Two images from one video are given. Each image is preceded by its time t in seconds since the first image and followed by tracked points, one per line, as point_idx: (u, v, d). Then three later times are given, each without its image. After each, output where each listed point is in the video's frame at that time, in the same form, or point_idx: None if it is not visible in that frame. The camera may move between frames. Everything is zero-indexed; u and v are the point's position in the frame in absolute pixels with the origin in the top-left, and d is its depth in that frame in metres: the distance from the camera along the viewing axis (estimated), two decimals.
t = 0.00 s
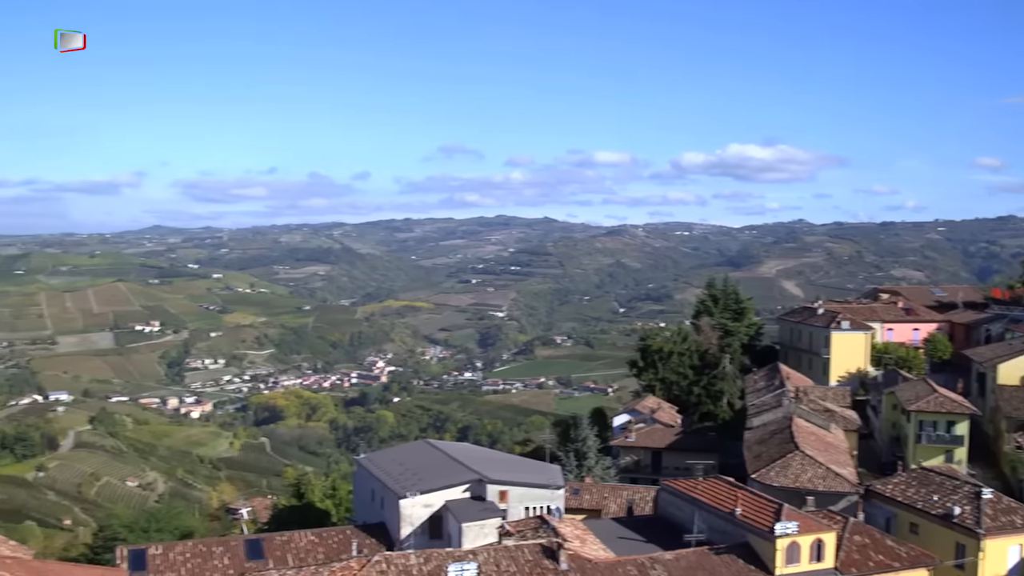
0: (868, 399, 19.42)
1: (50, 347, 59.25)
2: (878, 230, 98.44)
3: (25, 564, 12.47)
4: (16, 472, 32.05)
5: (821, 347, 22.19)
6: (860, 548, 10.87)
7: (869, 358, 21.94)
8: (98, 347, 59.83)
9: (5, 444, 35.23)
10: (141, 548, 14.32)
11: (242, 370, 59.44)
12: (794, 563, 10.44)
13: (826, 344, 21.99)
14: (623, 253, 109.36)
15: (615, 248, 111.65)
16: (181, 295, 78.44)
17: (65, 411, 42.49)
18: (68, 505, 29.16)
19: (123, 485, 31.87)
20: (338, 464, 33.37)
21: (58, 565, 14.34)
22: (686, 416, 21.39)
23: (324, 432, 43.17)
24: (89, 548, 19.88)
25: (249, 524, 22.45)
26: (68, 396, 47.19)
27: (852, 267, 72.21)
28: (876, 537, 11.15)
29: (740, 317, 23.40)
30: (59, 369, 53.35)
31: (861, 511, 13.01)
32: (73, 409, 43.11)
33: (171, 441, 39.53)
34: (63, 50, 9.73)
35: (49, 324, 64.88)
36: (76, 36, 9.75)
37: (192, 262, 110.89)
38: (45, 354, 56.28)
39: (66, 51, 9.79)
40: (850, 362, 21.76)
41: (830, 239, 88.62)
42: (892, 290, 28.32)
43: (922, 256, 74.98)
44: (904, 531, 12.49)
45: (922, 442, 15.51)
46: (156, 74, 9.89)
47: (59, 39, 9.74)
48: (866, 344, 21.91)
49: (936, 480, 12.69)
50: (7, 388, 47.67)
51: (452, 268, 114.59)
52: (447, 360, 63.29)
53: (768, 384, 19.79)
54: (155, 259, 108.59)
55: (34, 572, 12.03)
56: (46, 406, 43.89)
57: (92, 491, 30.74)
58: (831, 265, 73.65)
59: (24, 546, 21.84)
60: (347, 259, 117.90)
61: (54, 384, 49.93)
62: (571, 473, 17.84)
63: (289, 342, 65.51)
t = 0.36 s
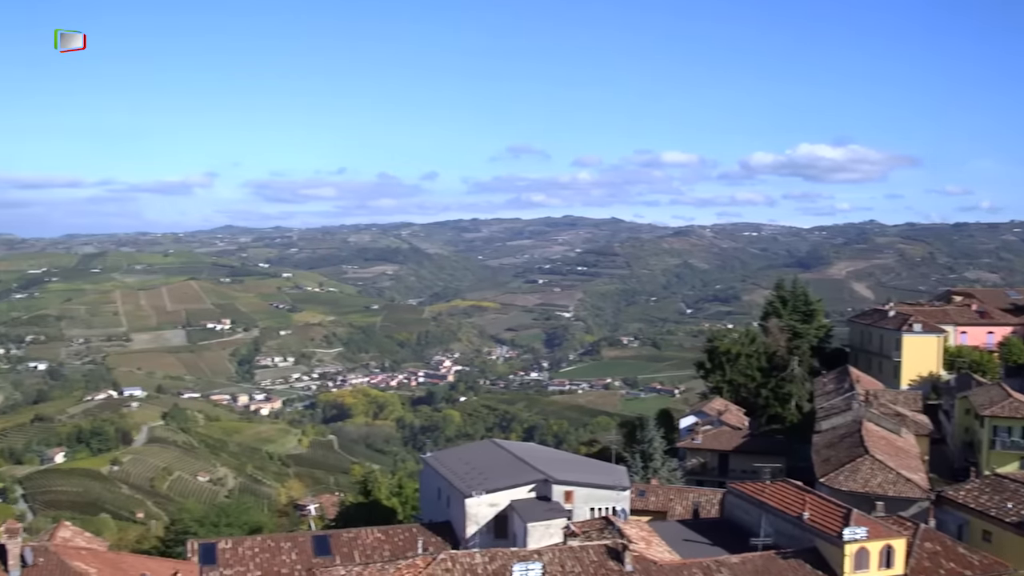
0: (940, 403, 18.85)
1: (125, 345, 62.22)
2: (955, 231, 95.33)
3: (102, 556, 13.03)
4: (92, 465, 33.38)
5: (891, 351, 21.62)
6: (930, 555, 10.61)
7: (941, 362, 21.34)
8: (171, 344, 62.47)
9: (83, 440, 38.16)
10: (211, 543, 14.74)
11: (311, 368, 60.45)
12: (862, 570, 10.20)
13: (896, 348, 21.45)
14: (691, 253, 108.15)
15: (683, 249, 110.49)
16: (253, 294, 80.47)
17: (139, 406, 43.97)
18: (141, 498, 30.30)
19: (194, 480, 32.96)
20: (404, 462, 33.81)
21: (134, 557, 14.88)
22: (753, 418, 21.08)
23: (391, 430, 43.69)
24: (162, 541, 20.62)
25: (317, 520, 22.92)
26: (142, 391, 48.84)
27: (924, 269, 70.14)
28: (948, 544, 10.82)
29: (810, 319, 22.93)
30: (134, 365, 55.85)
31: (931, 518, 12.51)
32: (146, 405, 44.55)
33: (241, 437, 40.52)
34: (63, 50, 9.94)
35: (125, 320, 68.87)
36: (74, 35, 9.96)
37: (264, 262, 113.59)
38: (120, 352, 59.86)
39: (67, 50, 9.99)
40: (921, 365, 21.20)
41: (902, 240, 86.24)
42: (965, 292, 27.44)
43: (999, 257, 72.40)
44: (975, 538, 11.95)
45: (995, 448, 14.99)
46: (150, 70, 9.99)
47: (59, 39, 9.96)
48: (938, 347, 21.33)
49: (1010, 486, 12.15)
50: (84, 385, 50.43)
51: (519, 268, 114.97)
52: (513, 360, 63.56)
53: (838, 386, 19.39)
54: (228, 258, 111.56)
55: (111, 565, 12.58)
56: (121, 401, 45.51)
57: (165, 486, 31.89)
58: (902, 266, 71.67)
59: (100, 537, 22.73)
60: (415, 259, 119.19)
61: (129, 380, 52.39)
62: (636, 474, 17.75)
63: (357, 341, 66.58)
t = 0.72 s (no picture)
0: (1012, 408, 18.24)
1: (194, 341, 64.14)
2: None
3: (170, 549, 13.44)
4: (162, 461, 34.48)
5: (962, 354, 21.08)
6: (1001, 564, 10.28)
7: (1013, 366, 20.73)
8: (238, 342, 64.18)
9: (152, 435, 39.50)
10: (278, 538, 15.09)
11: (375, 367, 61.17)
12: None
13: (966, 352, 20.91)
14: (757, 254, 106.46)
15: (748, 250, 108.84)
16: (319, 293, 81.97)
17: (207, 403, 45.17)
18: (209, 493, 31.17)
19: (260, 476, 33.76)
20: (466, 461, 34.09)
21: (202, 551, 15.30)
22: (818, 422, 20.68)
23: (454, 429, 44.00)
24: (229, 536, 21.22)
25: (380, 518, 23.30)
26: (210, 388, 50.16)
27: (999, 270, 67.86)
28: (1019, 553, 10.47)
29: (877, 321, 22.49)
30: (203, 362, 57.41)
31: (1003, 526, 12.14)
32: (214, 401, 45.72)
33: (306, 434, 41.32)
34: (62, 49, 10.30)
35: (194, 318, 71.27)
36: (75, 35, 10.34)
37: (330, 261, 115.48)
38: (189, 348, 61.96)
39: (67, 50, 10.36)
40: (993, 370, 20.68)
41: (977, 241, 83.56)
42: None
43: None
44: None
45: None
46: (139, 65, 10.28)
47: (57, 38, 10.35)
48: (1010, 352, 20.71)
49: None
50: (154, 382, 52.29)
51: (582, 268, 114.67)
52: (577, 360, 63.46)
53: (906, 390, 18.93)
54: (295, 258, 113.69)
55: (179, 559, 12.96)
56: (189, 398, 46.83)
57: (231, 481, 32.67)
58: (975, 268, 69.49)
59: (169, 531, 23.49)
60: (479, 258, 119.83)
61: (197, 377, 54.03)
62: (699, 476, 17.60)
63: (421, 341, 67.27)
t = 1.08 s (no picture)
0: None
1: (254, 339, 65.53)
2: None
3: (228, 544, 13.86)
4: (222, 457, 35.33)
5: None
6: None
7: None
8: (297, 340, 65.37)
9: (213, 432, 40.53)
10: (334, 535, 15.35)
11: (432, 366, 61.59)
12: None
13: None
14: (816, 255, 104.61)
15: (808, 251, 106.93)
16: (377, 292, 82.98)
17: (266, 400, 46.09)
18: (267, 490, 31.80)
19: (317, 473, 34.31)
20: (521, 461, 34.14)
21: (262, 547, 15.63)
22: (878, 426, 20.24)
23: (511, 429, 44.10)
24: (287, 532, 21.69)
25: (436, 516, 23.53)
26: (269, 386, 51.17)
27: None
28: None
29: (939, 323, 22.02)
30: (263, 361, 58.60)
31: None
32: (273, 399, 46.64)
33: (364, 432, 41.88)
34: (63, 49, 10.50)
35: (254, 316, 72.84)
36: (75, 35, 10.48)
37: (388, 261, 116.71)
38: (248, 346, 63.30)
39: (67, 50, 10.56)
40: None
41: None
42: None
43: None
44: None
45: None
46: (132, 66, 10.37)
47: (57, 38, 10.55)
48: None
49: None
50: (214, 378, 53.59)
51: (639, 269, 113.94)
52: (633, 361, 63.08)
53: (969, 393, 18.43)
54: (353, 258, 115.18)
55: (237, 553, 13.40)
56: (249, 395, 47.82)
57: (289, 478, 33.26)
58: None
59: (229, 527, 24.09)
60: (536, 258, 119.92)
61: (257, 374, 55.14)
62: (756, 480, 17.40)
63: (478, 341, 67.63)
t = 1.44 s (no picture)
0: None
1: (311, 338, 66.66)
2: None
3: (284, 541, 14.19)
4: (279, 455, 36.04)
5: None
6: None
7: None
8: (354, 339, 66.31)
9: (271, 429, 41.44)
10: (389, 534, 15.57)
11: (488, 366, 61.85)
12: None
13: None
14: (875, 257, 102.50)
15: (867, 252, 104.73)
16: (433, 292, 83.64)
17: (323, 398, 46.85)
18: (324, 487, 32.34)
19: (373, 471, 34.76)
20: (576, 462, 34.10)
21: (318, 544, 15.93)
22: (938, 429, 19.85)
23: (566, 430, 44.04)
24: (343, 529, 22.09)
25: (490, 516, 23.68)
26: (326, 384, 52.00)
27: None
28: None
29: (1003, 325, 21.32)
30: (320, 360, 59.55)
31: None
32: (330, 397, 47.39)
33: (420, 431, 42.31)
34: (64, 49, 10.65)
35: (311, 314, 74.12)
36: (75, 36, 10.66)
37: (444, 261, 117.53)
38: (306, 345, 64.43)
39: (68, 50, 10.70)
40: None
41: None
42: None
43: None
44: None
45: None
46: (128, 65, 10.48)
47: (57, 39, 10.77)
48: None
49: None
50: (272, 376, 54.66)
51: (695, 270, 112.81)
52: (689, 362, 62.52)
53: None
54: (410, 258, 116.27)
55: (293, 550, 13.74)
56: (306, 393, 48.65)
57: (346, 476, 33.77)
58: None
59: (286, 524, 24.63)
60: (592, 258, 119.61)
61: (314, 373, 56.09)
62: (813, 483, 17.14)
63: (533, 341, 67.77)
